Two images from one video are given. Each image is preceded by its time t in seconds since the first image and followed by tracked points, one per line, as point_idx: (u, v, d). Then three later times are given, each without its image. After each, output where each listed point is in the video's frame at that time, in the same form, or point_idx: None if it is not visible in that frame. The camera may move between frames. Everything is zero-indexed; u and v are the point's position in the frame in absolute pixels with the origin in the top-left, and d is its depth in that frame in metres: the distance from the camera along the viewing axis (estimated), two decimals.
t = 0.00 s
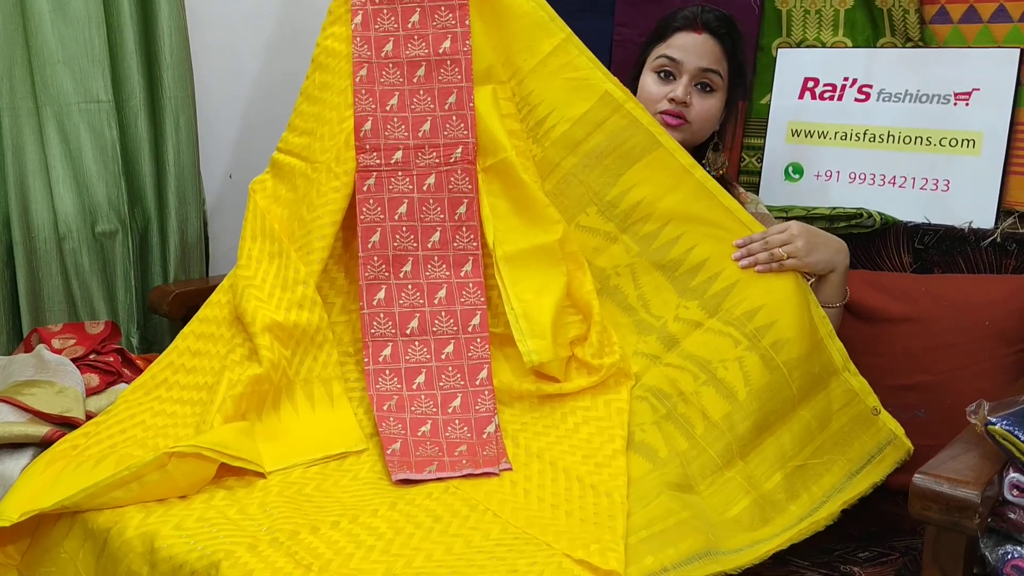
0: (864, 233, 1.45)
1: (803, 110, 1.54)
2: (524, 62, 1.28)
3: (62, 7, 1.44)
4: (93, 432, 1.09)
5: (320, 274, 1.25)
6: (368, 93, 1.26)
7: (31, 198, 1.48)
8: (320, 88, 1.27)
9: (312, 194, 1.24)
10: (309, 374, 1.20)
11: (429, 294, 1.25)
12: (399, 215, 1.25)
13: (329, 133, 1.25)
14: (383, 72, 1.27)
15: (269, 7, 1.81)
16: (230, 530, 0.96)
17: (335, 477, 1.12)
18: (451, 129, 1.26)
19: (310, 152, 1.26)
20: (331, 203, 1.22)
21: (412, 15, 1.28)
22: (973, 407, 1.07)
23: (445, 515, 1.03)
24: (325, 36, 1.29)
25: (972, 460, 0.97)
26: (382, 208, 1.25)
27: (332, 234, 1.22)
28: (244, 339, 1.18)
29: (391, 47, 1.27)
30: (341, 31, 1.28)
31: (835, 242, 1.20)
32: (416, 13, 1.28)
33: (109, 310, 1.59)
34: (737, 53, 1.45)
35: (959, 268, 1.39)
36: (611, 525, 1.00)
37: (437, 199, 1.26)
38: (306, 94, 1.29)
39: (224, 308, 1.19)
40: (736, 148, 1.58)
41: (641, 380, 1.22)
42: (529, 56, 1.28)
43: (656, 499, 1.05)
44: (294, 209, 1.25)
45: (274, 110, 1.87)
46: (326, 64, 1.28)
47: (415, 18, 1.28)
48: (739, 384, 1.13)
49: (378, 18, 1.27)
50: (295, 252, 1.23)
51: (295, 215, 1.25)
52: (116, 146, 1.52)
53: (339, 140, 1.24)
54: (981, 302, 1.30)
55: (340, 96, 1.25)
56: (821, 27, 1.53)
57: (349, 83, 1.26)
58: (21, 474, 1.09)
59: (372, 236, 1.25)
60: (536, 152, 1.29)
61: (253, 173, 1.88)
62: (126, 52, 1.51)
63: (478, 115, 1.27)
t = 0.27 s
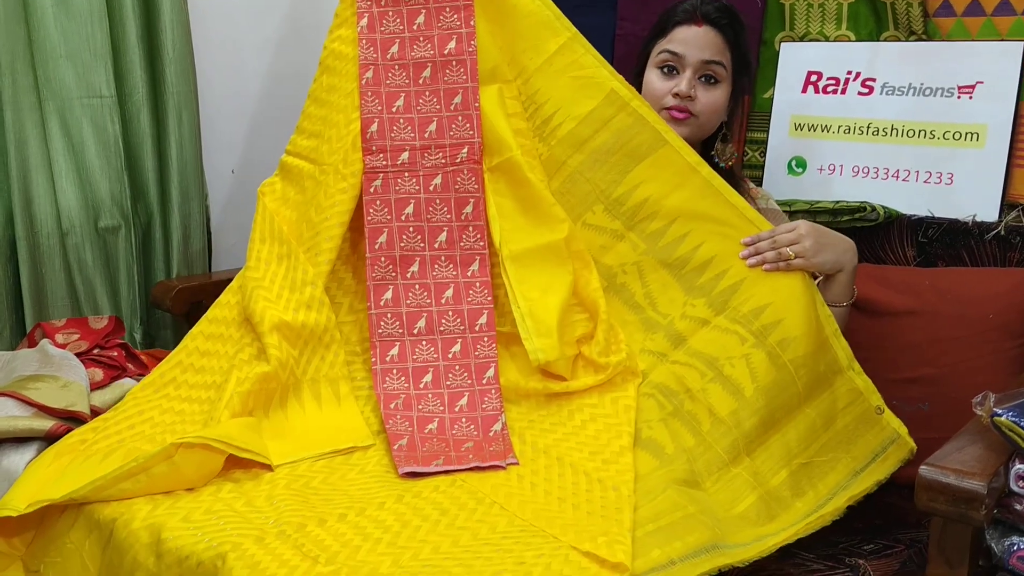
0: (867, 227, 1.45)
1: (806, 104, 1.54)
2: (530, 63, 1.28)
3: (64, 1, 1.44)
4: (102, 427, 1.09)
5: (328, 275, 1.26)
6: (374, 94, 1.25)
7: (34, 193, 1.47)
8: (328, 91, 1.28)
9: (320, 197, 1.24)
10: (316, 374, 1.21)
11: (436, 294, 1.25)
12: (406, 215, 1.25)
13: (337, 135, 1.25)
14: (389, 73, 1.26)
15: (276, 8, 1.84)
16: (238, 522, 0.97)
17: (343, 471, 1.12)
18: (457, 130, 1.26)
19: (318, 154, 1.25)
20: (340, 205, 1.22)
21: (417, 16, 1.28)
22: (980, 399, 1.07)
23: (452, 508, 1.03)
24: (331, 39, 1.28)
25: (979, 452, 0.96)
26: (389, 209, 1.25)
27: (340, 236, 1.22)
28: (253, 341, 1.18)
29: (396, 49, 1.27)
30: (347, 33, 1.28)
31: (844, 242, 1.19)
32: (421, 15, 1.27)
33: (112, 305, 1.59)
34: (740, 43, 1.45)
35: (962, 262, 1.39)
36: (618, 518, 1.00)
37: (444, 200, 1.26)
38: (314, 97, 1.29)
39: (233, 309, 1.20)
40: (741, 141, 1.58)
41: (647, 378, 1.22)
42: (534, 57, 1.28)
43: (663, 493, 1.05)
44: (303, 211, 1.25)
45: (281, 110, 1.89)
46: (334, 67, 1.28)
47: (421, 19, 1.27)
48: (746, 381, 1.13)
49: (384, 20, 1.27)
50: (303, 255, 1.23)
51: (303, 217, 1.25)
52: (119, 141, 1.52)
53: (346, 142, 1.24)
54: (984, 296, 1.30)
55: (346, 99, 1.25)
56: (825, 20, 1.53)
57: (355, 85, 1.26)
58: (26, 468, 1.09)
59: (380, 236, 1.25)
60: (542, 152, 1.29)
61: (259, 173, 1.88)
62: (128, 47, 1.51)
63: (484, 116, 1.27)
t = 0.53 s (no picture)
0: (871, 225, 1.45)
1: (810, 102, 1.53)
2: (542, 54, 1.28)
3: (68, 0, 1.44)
4: (116, 421, 1.10)
5: (338, 265, 1.26)
6: (384, 85, 1.25)
7: (39, 192, 1.47)
8: (338, 81, 1.27)
9: (330, 186, 1.24)
10: (327, 363, 1.21)
11: (446, 284, 1.26)
12: (416, 206, 1.25)
13: (348, 125, 1.24)
14: (399, 64, 1.26)
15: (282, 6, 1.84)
16: (249, 517, 0.97)
17: (353, 466, 1.12)
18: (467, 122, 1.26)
19: (328, 145, 1.25)
20: (349, 194, 1.22)
21: (428, 7, 1.27)
22: (987, 396, 1.07)
23: (462, 503, 1.03)
24: (342, 30, 1.28)
25: (986, 449, 0.96)
26: (399, 199, 1.25)
27: (349, 225, 1.22)
28: (263, 332, 1.17)
29: (407, 40, 1.27)
30: (358, 24, 1.28)
31: (852, 235, 1.19)
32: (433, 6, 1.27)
33: (117, 303, 1.59)
34: (748, 40, 1.45)
35: (968, 260, 1.39)
36: (627, 513, 1.00)
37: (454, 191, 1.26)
38: (324, 87, 1.28)
39: (243, 300, 1.20)
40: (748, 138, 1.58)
41: (657, 367, 1.22)
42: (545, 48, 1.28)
43: (672, 488, 1.06)
44: (313, 201, 1.26)
45: (287, 109, 1.89)
46: (344, 58, 1.28)
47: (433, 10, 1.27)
48: (756, 371, 1.13)
49: (395, 11, 1.27)
50: (314, 244, 1.23)
51: (313, 208, 1.25)
52: (123, 139, 1.52)
53: (356, 133, 1.24)
54: (990, 291, 1.30)
55: (357, 90, 1.25)
56: (829, 18, 1.53)
57: (366, 75, 1.26)
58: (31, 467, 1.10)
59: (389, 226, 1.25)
60: (553, 144, 1.29)
61: (261, 172, 1.88)
62: (133, 45, 1.51)
63: (494, 109, 1.27)
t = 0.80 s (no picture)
0: (875, 224, 1.44)
1: (813, 102, 1.54)
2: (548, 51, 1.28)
3: None
4: (124, 421, 1.10)
5: (345, 266, 1.26)
6: (390, 83, 1.25)
7: (42, 192, 1.47)
8: (344, 78, 1.27)
9: (336, 186, 1.24)
10: (333, 367, 1.21)
11: (452, 286, 1.26)
12: (422, 207, 1.25)
13: (353, 124, 1.24)
14: (406, 62, 1.26)
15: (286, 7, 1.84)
16: (255, 516, 0.97)
17: (359, 466, 1.12)
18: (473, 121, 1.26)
19: (334, 143, 1.25)
20: (356, 195, 1.22)
21: (434, 3, 1.27)
22: (991, 395, 1.07)
23: (467, 502, 1.03)
24: (348, 24, 1.28)
25: (990, 448, 0.96)
26: (405, 201, 1.25)
27: (356, 228, 1.22)
28: (270, 333, 1.17)
29: (413, 37, 1.27)
30: (364, 20, 1.27)
31: (860, 238, 1.18)
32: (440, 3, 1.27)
33: (120, 303, 1.59)
34: (749, 39, 1.45)
35: (971, 259, 1.39)
36: (633, 512, 1.01)
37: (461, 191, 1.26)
38: (329, 84, 1.28)
39: (249, 300, 1.20)
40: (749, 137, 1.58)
41: (663, 375, 1.22)
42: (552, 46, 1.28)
43: (677, 488, 1.06)
44: (319, 201, 1.26)
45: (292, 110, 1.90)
46: (350, 54, 1.27)
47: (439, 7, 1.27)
48: (761, 378, 1.13)
49: (401, 7, 1.27)
50: (320, 246, 1.23)
51: (319, 208, 1.25)
52: (126, 138, 1.52)
53: (362, 131, 1.24)
54: (993, 290, 1.30)
55: (362, 87, 1.25)
56: (832, 17, 1.53)
57: (371, 73, 1.26)
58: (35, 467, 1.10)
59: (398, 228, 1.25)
60: (560, 142, 1.29)
61: (265, 173, 1.88)
62: (136, 44, 1.51)
63: (500, 106, 1.26)
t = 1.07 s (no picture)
0: (879, 225, 1.44)
1: (816, 102, 1.53)
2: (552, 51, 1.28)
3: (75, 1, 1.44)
4: (129, 421, 1.10)
5: (349, 266, 1.26)
6: (394, 83, 1.25)
7: (46, 193, 1.47)
8: (348, 77, 1.27)
9: (340, 185, 1.24)
10: (337, 366, 1.21)
11: (456, 286, 1.26)
12: (426, 207, 1.25)
13: (357, 124, 1.24)
14: (410, 61, 1.26)
15: (287, 7, 1.84)
16: (260, 517, 0.97)
17: (363, 466, 1.12)
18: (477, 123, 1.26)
19: (338, 142, 1.25)
20: (360, 195, 1.22)
21: (438, 2, 1.27)
22: (996, 397, 1.07)
23: (472, 504, 1.03)
24: (352, 23, 1.28)
25: (996, 450, 0.96)
26: (409, 200, 1.25)
27: (360, 226, 1.22)
28: (274, 334, 1.17)
29: (418, 36, 1.26)
30: (368, 18, 1.27)
31: (863, 239, 1.19)
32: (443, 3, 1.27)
33: (124, 304, 1.59)
34: (753, 40, 1.45)
35: (975, 259, 1.39)
36: (638, 513, 1.01)
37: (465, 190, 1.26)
38: (333, 83, 1.28)
39: (253, 300, 1.20)
40: (752, 139, 1.59)
41: (667, 376, 1.23)
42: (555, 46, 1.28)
43: (682, 490, 1.06)
44: (322, 200, 1.26)
45: (293, 112, 1.89)
46: (354, 53, 1.27)
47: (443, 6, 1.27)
48: (765, 380, 1.13)
49: (405, 6, 1.27)
50: (323, 245, 1.23)
51: (323, 206, 1.25)
52: (130, 139, 1.53)
53: (366, 131, 1.24)
54: (998, 292, 1.30)
55: (366, 86, 1.25)
56: (836, 17, 1.53)
57: (376, 72, 1.26)
58: (40, 468, 1.10)
59: (402, 228, 1.25)
60: (564, 143, 1.29)
61: (269, 173, 1.88)
62: (140, 45, 1.52)
63: (505, 106, 1.27)
